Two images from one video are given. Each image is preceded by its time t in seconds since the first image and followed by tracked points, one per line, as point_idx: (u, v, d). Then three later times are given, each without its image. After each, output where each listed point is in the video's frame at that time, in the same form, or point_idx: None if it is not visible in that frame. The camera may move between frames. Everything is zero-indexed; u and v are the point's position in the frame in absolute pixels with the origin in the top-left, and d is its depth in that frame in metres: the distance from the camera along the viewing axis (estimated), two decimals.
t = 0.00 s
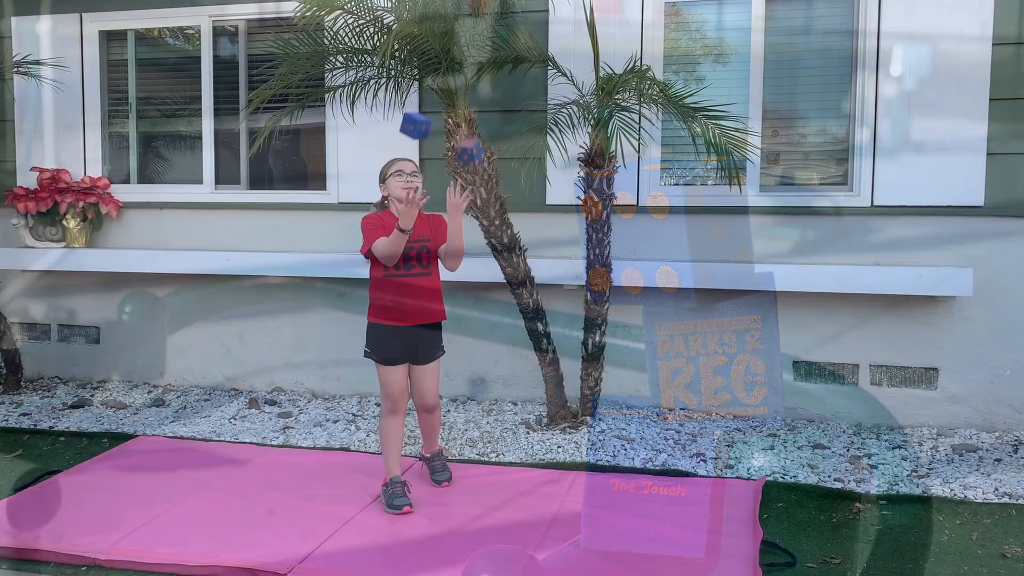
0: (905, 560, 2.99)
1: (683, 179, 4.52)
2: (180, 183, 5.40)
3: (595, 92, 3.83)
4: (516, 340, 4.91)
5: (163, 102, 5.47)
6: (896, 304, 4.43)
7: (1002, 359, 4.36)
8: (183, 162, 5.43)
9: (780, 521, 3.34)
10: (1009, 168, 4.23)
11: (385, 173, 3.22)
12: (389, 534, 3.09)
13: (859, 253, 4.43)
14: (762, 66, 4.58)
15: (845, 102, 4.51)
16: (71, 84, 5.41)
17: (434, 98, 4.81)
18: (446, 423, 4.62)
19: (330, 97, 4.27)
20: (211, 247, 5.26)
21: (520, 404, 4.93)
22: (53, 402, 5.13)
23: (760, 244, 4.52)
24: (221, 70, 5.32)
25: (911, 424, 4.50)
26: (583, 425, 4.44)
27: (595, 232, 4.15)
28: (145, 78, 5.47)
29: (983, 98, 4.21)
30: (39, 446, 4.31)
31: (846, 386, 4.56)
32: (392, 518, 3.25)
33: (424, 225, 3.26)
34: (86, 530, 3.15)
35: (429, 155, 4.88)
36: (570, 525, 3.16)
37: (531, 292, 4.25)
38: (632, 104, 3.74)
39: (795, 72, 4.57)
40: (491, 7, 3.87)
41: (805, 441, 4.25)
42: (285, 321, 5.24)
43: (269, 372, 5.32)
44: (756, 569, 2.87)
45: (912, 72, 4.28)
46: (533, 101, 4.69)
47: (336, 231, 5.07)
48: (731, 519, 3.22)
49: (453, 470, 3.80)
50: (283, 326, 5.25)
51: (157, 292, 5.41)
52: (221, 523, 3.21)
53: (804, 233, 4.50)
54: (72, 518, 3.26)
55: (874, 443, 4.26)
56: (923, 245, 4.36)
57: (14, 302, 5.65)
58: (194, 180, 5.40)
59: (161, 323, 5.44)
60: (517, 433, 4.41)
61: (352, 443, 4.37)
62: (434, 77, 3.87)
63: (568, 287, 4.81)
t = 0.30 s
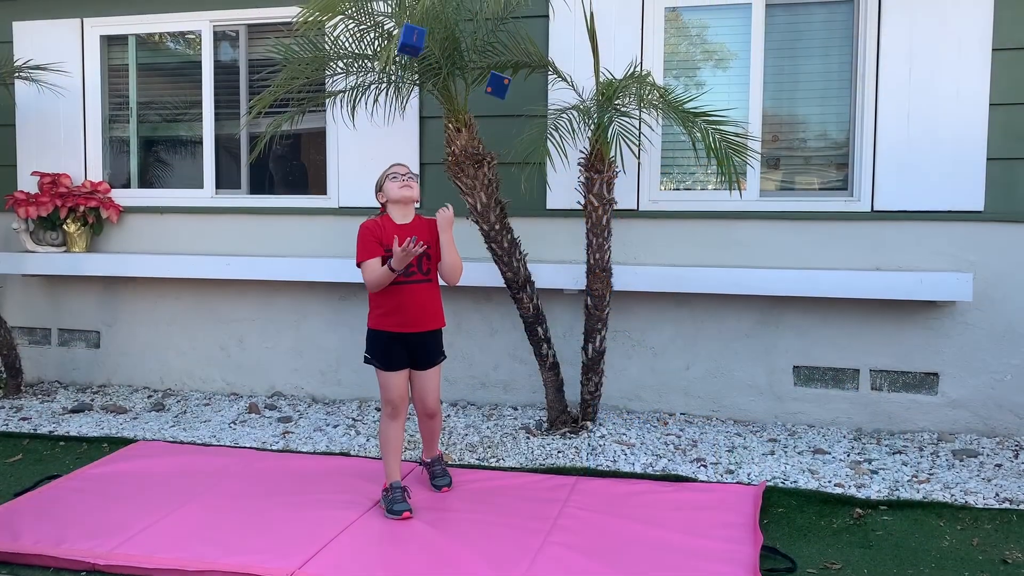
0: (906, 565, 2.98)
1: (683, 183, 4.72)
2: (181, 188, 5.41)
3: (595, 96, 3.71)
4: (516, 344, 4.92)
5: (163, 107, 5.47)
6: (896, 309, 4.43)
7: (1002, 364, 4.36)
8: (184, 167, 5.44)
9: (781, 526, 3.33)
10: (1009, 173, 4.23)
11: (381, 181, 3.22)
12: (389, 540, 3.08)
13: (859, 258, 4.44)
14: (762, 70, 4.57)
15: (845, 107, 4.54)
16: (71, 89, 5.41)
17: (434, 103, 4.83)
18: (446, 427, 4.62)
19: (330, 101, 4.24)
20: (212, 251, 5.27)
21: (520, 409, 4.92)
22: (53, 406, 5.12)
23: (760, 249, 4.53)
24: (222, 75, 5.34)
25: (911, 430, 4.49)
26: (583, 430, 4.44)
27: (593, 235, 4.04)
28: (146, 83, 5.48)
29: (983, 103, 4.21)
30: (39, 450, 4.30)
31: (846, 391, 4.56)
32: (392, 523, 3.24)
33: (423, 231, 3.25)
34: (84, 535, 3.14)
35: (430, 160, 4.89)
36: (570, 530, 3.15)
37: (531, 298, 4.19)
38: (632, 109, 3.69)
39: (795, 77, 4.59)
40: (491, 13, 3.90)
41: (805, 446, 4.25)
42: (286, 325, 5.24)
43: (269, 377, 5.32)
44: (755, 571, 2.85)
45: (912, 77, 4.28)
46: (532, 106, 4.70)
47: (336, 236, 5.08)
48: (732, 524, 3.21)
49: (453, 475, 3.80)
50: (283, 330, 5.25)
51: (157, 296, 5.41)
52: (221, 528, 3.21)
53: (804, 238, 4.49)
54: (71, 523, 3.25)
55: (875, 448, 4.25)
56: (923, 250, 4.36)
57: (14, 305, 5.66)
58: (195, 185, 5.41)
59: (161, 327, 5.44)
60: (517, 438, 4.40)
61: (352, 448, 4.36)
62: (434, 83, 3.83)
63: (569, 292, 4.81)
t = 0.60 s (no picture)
0: (908, 568, 2.98)
1: (683, 186, 4.71)
2: (182, 191, 5.42)
3: (595, 98, 3.70)
4: (517, 347, 4.92)
5: (164, 109, 5.48)
6: (897, 311, 4.43)
7: (1003, 366, 4.36)
8: (185, 169, 5.45)
9: (782, 529, 3.33)
10: (1010, 175, 4.23)
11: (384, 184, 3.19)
12: (389, 543, 3.08)
13: (860, 260, 4.43)
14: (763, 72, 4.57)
15: (845, 109, 4.54)
16: (72, 92, 5.42)
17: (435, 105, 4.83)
18: (447, 430, 4.61)
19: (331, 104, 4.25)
20: (213, 254, 5.27)
21: (521, 411, 4.92)
22: (54, 409, 5.13)
23: (761, 251, 4.53)
24: (224, 78, 5.34)
25: (912, 432, 4.49)
26: (584, 432, 4.43)
27: (594, 238, 4.05)
28: (147, 86, 5.49)
29: (984, 104, 4.21)
30: (40, 453, 4.30)
31: (847, 393, 4.56)
32: (393, 525, 3.24)
33: (422, 233, 3.24)
34: (85, 537, 3.14)
35: (431, 162, 4.90)
36: (571, 533, 3.15)
37: (532, 300, 4.18)
38: (633, 112, 3.68)
39: (796, 79, 4.59)
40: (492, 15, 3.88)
41: (807, 449, 4.24)
42: (287, 327, 5.24)
43: (271, 380, 5.32)
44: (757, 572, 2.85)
45: (912, 79, 4.28)
46: (533, 109, 4.71)
47: (337, 238, 5.08)
48: (732, 527, 3.21)
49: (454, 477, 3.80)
50: (284, 333, 5.25)
51: (158, 298, 5.41)
52: (222, 531, 3.21)
53: (805, 240, 4.49)
54: (72, 525, 3.26)
55: (876, 450, 4.25)
56: (923, 252, 4.36)
57: (15, 308, 5.67)
58: (195, 188, 5.41)
59: (161, 330, 5.44)
60: (518, 440, 4.40)
61: (353, 450, 4.36)
62: (435, 85, 3.83)
63: (570, 294, 4.81)
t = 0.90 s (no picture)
0: (910, 565, 2.98)
1: (685, 185, 4.71)
2: (184, 190, 5.42)
3: (597, 96, 3.70)
4: (519, 345, 4.92)
5: (166, 108, 5.48)
6: (899, 309, 4.42)
7: (1006, 364, 4.35)
8: (187, 168, 5.45)
9: (784, 527, 3.33)
10: (1012, 173, 4.23)
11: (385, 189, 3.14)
12: (391, 540, 3.08)
13: (862, 258, 4.43)
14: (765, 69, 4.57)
15: (847, 107, 4.53)
16: (74, 91, 5.42)
17: (437, 103, 4.83)
18: (448, 428, 4.62)
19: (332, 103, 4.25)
20: (215, 252, 5.28)
21: (523, 410, 4.92)
22: (57, 407, 5.14)
23: (763, 249, 4.53)
24: (225, 76, 5.34)
25: (915, 430, 4.48)
26: (586, 431, 4.43)
27: (595, 236, 4.05)
28: (148, 84, 5.49)
29: (987, 102, 4.20)
30: (42, 452, 4.31)
31: (850, 391, 4.55)
32: (395, 523, 3.25)
33: (422, 232, 3.24)
34: (87, 535, 3.15)
35: (432, 161, 4.90)
36: (573, 531, 3.15)
37: (534, 298, 4.18)
38: (635, 110, 3.68)
39: (798, 76, 4.58)
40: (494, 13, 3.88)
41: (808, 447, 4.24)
42: (289, 326, 5.24)
43: (273, 378, 5.32)
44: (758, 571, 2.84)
45: (915, 77, 4.27)
46: (534, 107, 4.71)
47: (339, 236, 5.08)
48: (734, 524, 3.21)
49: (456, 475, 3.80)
50: (286, 332, 5.25)
51: (160, 297, 5.42)
52: (224, 529, 3.21)
53: (807, 238, 4.49)
54: (74, 523, 3.26)
55: (878, 448, 4.25)
56: (925, 250, 4.36)
57: (18, 306, 5.68)
58: (197, 186, 5.41)
59: (163, 328, 5.45)
60: (520, 439, 4.40)
61: (355, 448, 4.36)
62: (436, 84, 3.82)
63: (571, 292, 4.81)
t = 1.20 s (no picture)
0: (912, 559, 2.98)
1: (688, 179, 4.71)
2: (186, 185, 5.42)
3: (598, 91, 3.70)
4: (522, 340, 4.92)
5: (168, 103, 5.48)
6: (902, 303, 4.42)
7: (1009, 358, 4.35)
8: (189, 163, 5.45)
9: (786, 521, 3.33)
10: (1015, 167, 4.22)
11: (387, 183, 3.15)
12: (394, 535, 3.08)
13: (865, 252, 4.42)
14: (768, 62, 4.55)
15: (850, 101, 4.52)
16: (76, 86, 5.42)
17: (438, 98, 4.83)
18: (451, 423, 4.62)
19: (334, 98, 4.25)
20: (217, 248, 5.28)
21: (525, 405, 4.93)
22: (60, 403, 5.15)
23: (765, 244, 4.53)
24: (227, 72, 5.34)
25: (917, 424, 4.48)
26: (589, 425, 4.43)
27: (597, 231, 4.05)
28: (151, 80, 5.49)
29: (990, 96, 4.19)
30: (46, 447, 4.32)
31: (852, 385, 4.55)
32: (398, 518, 3.25)
33: (424, 229, 3.23)
34: (91, 530, 3.16)
35: (434, 156, 4.90)
36: (575, 525, 3.16)
37: (536, 293, 4.18)
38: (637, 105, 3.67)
39: (801, 70, 4.57)
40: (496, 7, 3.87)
41: (811, 442, 4.24)
42: (291, 321, 5.25)
43: (275, 373, 5.33)
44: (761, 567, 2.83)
45: (917, 71, 4.26)
46: (536, 101, 4.70)
47: (341, 232, 5.08)
48: (736, 519, 3.21)
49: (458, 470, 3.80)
50: (289, 327, 5.26)
51: (163, 293, 5.43)
52: (228, 523, 3.22)
53: (810, 232, 4.48)
54: (78, 518, 3.27)
55: (880, 442, 4.25)
56: (928, 244, 4.35)
57: (21, 302, 5.69)
58: (199, 182, 5.42)
59: (166, 324, 5.45)
60: (523, 433, 4.40)
61: (358, 443, 4.37)
62: (438, 78, 3.82)
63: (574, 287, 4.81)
